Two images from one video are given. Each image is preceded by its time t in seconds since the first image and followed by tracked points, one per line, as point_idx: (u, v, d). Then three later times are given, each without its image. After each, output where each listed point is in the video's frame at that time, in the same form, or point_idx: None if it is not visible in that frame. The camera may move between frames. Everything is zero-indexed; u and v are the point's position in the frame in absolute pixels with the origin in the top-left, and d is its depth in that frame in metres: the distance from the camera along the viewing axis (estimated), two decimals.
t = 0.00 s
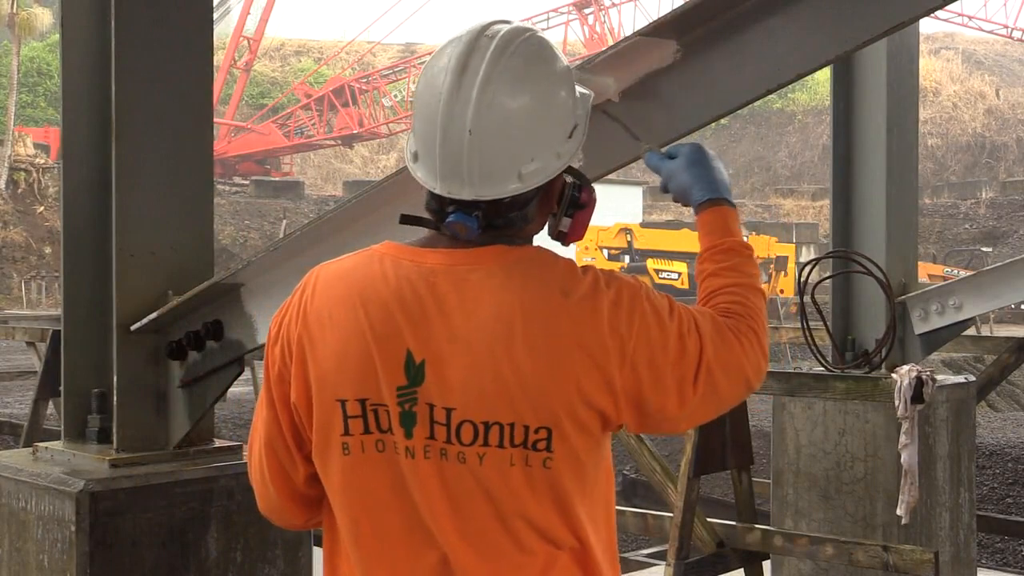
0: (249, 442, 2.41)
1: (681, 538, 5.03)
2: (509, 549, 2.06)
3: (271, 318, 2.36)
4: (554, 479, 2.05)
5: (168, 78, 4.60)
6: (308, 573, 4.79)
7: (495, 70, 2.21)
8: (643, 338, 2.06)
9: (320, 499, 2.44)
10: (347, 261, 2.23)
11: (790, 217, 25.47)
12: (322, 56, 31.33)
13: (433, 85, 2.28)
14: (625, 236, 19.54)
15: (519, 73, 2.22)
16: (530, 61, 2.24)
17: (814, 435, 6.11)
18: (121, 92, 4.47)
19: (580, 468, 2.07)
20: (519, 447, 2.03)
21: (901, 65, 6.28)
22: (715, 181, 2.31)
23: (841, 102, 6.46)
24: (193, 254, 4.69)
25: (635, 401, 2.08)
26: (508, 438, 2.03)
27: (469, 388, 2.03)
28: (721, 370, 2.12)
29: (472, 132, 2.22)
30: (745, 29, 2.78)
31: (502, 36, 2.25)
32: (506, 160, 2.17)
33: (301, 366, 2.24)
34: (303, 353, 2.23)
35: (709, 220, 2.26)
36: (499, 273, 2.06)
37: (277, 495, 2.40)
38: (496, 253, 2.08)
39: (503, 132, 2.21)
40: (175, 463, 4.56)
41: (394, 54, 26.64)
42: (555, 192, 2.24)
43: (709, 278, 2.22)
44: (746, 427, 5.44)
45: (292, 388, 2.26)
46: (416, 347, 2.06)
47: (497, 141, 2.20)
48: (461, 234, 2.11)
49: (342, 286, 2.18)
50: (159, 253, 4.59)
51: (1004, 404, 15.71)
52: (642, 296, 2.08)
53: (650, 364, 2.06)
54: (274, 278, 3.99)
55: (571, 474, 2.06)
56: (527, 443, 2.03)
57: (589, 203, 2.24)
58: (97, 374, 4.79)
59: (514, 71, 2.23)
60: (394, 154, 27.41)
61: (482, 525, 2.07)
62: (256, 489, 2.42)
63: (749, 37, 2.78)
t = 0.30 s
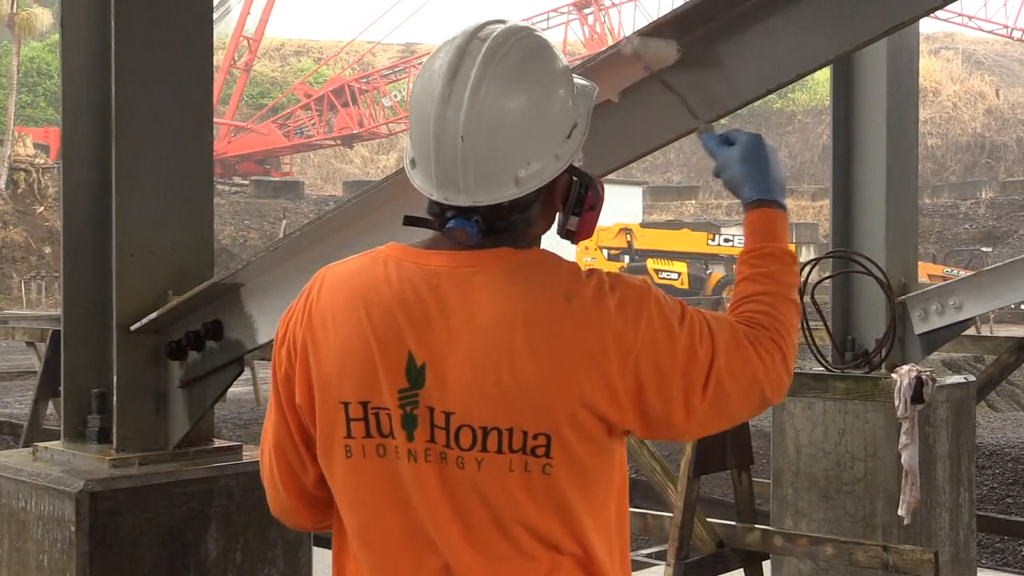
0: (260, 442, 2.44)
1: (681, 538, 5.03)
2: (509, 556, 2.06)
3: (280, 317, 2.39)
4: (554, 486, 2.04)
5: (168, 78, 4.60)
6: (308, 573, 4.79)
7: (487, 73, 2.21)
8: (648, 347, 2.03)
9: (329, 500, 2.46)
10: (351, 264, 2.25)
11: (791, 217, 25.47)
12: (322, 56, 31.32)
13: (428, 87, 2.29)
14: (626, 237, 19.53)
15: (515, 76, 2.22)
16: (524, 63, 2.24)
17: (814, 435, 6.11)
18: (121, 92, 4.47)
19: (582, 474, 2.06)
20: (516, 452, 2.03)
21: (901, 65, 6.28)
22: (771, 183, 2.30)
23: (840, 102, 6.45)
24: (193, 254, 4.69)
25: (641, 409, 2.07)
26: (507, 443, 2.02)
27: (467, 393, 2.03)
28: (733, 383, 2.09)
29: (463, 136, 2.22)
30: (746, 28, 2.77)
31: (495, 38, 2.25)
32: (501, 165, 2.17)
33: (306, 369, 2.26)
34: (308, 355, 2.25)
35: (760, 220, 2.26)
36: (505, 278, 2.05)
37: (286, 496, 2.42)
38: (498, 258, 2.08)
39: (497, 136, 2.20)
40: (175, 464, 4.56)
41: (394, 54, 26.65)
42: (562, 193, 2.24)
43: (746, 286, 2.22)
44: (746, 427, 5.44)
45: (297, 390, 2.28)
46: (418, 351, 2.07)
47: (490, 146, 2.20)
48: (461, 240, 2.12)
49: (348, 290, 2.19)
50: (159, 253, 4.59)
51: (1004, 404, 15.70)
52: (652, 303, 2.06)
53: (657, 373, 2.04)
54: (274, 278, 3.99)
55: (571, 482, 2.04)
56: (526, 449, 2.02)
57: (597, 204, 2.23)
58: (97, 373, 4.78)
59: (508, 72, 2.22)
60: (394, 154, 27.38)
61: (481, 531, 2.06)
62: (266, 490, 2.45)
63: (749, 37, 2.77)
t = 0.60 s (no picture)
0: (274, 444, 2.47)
1: (678, 538, 5.04)
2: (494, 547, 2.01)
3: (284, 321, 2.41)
4: (535, 474, 1.98)
5: (168, 78, 4.60)
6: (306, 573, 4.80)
7: (456, 60, 2.15)
8: (623, 314, 1.89)
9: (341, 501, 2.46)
10: (347, 262, 2.24)
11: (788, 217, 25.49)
12: (320, 56, 31.33)
13: (399, 80, 2.23)
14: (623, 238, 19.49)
15: (487, 58, 2.15)
16: (497, 47, 2.17)
17: (812, 435, 6.13)
18: (120, 92, 4.47)
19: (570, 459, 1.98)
20: (493, 438, 1.98)
21: (899, 65, 6.28)
22: (763, 106, 1.92)
23: (838, 102, 6.46)
24: (193, 254, 4.69)
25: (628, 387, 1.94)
26: (484, 428, 1.98)
27: (442, 383, 2.01)
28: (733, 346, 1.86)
29: (436, 120, 2.16)
30: (745, 27, 2.78)
31: (464, 22, 2.18)
32: (473, 144, 2.09)
33: (302, 366, 2.29)
34: (305, 352, 2.28)
35: (758, 156, 1.91)
36: (482, 261, 2.00)
37: (292, 499, 2.43)
38: (470, 248, 2.04)
39: (469, 120, 2.13)
40: (173, 464, 4.55)
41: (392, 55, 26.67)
42: (548, 173, 2.13)
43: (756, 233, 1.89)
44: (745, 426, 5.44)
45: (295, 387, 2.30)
46: (400, 340, 2.06)
47: (461, 129, 2.12)
48: (446, 223, 2.07)
49: (339, 285, 2.20)
50: (158, 253, 4.59)
51: (1001, 404, 15.71)
52: (634, 269, 1.92)
53: (639, 345, 1.89)
54: (272, 278, 3.99)
55: (554, 468, 1.97)
56: (502, 438, 1.97)
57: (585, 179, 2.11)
58: (96, 373, 4.79)
59: (481, 56, 2.15)
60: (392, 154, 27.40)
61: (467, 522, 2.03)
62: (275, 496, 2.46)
63: (749, 37, 2.77)
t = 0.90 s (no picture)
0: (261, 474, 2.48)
1: (673, 538, 5.06)
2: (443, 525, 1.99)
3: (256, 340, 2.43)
4: (473, 450, 1.95)
5: (165, 78, 4.59)
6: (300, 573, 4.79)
7: (356, 66, 2.17)
8: (531, 268, 1.83)
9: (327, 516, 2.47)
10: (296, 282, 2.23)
11: (782, 218, 25.52)
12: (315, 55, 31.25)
13: (310, 89, 2.26)
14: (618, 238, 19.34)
15: (394, 60, 2.15)
16: (396, 46, 2.16)
17: (806, 435, 6.15)
18: (117, 92, 4.47)
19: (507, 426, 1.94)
20: (428, 417, 1.96)
21: (894, 65, 6.29)
22: (654, 30, 1.87)
23: (833, 102, 6.46)
24: (191, 253, 4.69)
25: (555, 340, 1.88)
26: (422, 406, 1.96)
27: (376, 371, 1.99)
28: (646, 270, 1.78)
29: (337, 121, 2.18)
30: (742, 27, 2.78)
31: (365, 29, 2.19)
32: (370, 137, 2.10)
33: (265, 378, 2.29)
34: (265, 369, 2.29)
35: (652, 71, 1.84)
36: (403, 248, 1.98)
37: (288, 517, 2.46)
38: (397, 236, 2.02)
39: (366, 118, 2.12)
40: (167, 465, 4.55)
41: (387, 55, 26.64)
42: (470, 156, 2.07)
43: (658, 141, 1.81)
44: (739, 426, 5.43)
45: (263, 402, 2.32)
46: (339, 335, 2.05)
47: (361, 129, 2.13)
48: (363, 213, 2.07)
49: (290, 296, 2.20)
50: (153, 253, 4.58)
51: (994, 404, 15.73)
52: (538, 218, 1.85)
53: (556, 293, 1.83)
54: (266, 278, 3.98)
55: (492, 439, 1.94)
56: (435, 417, 1.95)
57: (510, 159, 2.04)
58: (91, 373, 4.78)
59: (380, 57, 2.16)
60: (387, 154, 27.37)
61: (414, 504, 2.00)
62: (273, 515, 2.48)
63: (743, 37, 2.78)
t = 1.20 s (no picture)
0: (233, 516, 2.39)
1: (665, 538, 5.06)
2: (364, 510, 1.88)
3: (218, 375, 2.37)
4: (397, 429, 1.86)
5: (155, 78, 4.58)
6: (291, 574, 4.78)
7: (279, 68, 2.20)
8: (452, 233, 1.81)
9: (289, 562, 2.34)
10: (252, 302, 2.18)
11: (774, 218, 25.60)
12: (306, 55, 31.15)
13: (235, 99, 2.28)
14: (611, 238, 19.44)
15: (315, 62, 2.18)
16: (317, 53, 2.18)
17: (799, 435, 6.14)
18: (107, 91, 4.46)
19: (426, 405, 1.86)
20: (350, 397, 1.87)
21: (886, 65, 6.29)
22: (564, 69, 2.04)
23: (825, 102, 6.46)
24: (185, 254, 4.68)
25: (477, 307, 1.83)
26: (341, 385, 1.88)
27: (303, 354, 1.92)
28: (560, 229, 1.80)
29: (258, 124, 2.19)
30: (736, 25, 2.77)
31: (288, 36, 2.21)
32: (288, 129, 2.11)
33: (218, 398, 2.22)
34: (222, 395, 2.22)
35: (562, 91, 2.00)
36: (329, 236, 1.95)
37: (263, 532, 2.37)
38: (329, 224, 1.98)
39: (287, 117, 2.13)
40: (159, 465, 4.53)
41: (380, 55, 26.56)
42: (395, 152, 2.06)
43: (570, 130, 1.92)
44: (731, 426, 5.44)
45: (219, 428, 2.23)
46: (275, 329, 2.00)
47: (281, 126, 2.13)
48: (287, 210, 2.07)
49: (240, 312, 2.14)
50: (144, 254, 4.57)
51: (986, 403, 15.80)
52: (459, 195, 1.84)
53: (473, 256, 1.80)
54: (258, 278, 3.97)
55: (414, 418, 1.86)
56: (356, 397, 1.87)
57: (435, 154, 2.04)
58: (82, 374, 4.77)
59: (302, 66, 2.18)
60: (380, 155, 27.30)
61: (333, 490, 1.89)
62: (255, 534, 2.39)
63: (736, 35, 2.77)
